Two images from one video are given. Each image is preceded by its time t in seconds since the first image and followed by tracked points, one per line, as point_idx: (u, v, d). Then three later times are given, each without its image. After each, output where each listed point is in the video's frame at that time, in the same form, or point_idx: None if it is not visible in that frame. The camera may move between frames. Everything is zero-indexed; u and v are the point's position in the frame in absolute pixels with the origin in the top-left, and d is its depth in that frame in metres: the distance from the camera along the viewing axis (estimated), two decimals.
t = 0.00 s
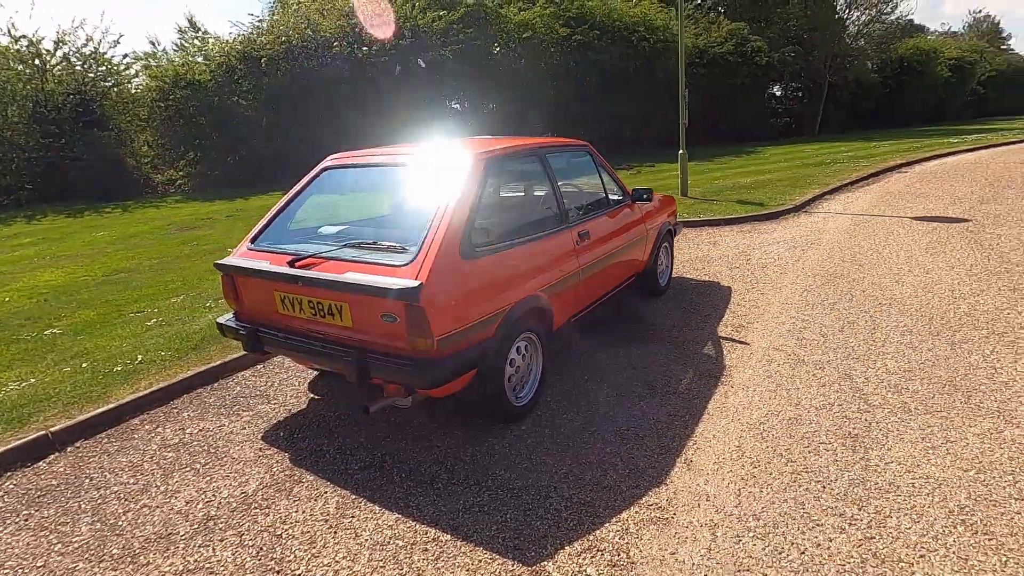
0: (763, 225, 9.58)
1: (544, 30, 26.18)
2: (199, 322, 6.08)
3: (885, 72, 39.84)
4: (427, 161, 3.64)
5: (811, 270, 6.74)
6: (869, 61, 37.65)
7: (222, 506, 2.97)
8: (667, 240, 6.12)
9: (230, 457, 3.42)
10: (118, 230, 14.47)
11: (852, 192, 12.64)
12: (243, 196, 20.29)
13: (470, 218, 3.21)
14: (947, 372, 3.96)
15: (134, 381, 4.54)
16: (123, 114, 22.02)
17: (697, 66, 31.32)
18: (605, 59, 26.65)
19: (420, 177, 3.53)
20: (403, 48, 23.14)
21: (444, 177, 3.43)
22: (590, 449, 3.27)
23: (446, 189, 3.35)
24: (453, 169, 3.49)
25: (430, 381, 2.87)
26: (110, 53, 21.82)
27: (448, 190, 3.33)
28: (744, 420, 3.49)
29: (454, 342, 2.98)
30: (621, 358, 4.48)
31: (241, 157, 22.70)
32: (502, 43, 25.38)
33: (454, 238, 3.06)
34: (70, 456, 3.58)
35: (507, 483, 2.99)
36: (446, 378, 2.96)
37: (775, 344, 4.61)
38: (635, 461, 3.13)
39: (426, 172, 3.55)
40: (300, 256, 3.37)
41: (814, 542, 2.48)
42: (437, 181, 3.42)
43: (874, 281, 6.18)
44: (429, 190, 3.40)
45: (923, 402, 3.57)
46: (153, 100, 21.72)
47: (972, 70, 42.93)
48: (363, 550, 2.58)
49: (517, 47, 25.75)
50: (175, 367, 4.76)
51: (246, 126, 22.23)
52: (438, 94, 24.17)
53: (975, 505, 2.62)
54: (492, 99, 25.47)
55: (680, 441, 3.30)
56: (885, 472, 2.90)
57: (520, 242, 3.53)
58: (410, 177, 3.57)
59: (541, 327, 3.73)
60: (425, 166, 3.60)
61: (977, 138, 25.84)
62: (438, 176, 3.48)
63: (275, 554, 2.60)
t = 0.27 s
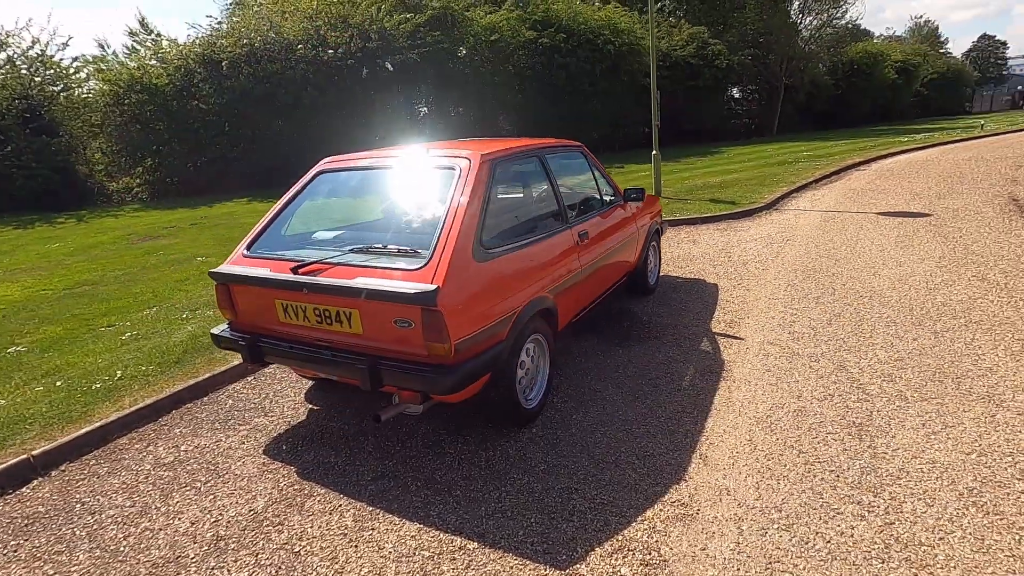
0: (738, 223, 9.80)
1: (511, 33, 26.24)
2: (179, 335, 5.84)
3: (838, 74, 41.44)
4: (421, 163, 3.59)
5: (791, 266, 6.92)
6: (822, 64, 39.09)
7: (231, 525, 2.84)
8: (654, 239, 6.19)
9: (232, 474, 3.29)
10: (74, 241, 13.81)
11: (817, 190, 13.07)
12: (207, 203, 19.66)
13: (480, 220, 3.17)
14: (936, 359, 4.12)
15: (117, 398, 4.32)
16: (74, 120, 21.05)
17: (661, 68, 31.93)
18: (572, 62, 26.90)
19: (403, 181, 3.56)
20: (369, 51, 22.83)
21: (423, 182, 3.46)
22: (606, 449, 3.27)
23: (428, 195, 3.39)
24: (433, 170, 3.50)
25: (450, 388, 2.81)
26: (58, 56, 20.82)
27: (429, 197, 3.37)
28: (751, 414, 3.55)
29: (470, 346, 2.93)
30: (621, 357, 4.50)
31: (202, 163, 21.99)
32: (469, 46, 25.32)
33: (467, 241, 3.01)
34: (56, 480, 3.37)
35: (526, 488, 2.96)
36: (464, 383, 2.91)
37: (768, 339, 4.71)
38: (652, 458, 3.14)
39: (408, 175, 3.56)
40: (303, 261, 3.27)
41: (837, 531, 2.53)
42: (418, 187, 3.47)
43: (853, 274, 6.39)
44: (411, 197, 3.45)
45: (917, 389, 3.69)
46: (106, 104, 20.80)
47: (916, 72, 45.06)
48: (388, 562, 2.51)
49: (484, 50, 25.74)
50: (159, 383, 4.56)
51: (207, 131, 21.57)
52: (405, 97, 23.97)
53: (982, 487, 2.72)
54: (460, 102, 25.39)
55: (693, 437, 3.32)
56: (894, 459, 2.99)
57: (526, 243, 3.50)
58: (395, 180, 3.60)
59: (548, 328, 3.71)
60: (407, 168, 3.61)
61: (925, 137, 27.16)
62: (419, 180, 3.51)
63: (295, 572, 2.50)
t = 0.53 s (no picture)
0: (716, 226, 10.08)
1: (482, 39, 26.34)
2: (165, 345, 5.64)
3: (795, 83, 43.04)
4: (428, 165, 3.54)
5: (773, 267, 7.16)
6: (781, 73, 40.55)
7: (255, 538, 2.77)
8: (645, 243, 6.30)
9: (247, 486, 3.20)
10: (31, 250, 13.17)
11: (786, 194, 13.55)
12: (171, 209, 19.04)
13: (502, 224, 3.17)
14: (922, 354, 4.34)
15: (110, 411, 4.15)
16: (27, 123, 20.12)
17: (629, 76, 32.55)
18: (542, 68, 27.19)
19: (386, 184, 3.58)
20: (339, 55, 22.59)
21: (402, 186, 3.50)
22: (625, 449, 3.31)
23: (407, 199, 3.43)
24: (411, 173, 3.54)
25: (478, 392, 2.80)
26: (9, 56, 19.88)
27: (407, 201, 3.42)
28: (759, 410, 3.66)
29: (496, 351, 2.93)
30: (626, 359, 4.56)
31: (166, 168, 21.31)
32: (440, 51, 25.32)
33: (491, 246, 3.01)
34: (56, 498, 3.22)
35: (553, 490, 2.98)
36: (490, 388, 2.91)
37: (763, 338, 4.87)
38: (673, 457, 3.20)
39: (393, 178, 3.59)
40: (318, 267, 3.21)
41: (861, 520, 2.64)
42: (395, 191, 3.50)
43: (833, 275, 6.65)
44: (391, 202, 3.47)
45: (911, 383, 3.88)
46: (62, 107, 19.93)
47: (868, 82, 47.21)
48: (425, 569, 2.49)
49: (455, 56, 25.78)
50: (152, 395, 4.39)
51: (170, 136, 20.94)
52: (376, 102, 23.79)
53: (988, 473, 2.88)
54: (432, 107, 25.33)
55: (708, 435, 3.40)
56: (902, 450, 3.13)
57: (540, 246, 3.52)
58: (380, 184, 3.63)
59: (561, 331, 3.73)
60: (391, 171, 3.65)
61: (879, 144, 28.46)
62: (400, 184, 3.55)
63: None
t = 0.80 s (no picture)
0: (709, 221, 10.26)
1: (465, 37, 26.30)
2: (172, 343, 5.52)
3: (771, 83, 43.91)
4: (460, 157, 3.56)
5: (772, 260, 7.33)
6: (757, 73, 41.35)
7: (305, 528, 2.76)
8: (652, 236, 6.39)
9: (287, 478, 3.18)
10: (8, 250, 12.76)
11: (772, 190, 13.85)
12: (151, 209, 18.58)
13: (540, 214, 3.20)
14: (930, 340, 4.50)
15: (130, 409, 4.07)
16: None
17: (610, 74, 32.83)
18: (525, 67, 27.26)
19: (392, 186, 3.60)
20: (322, 52, 22.32)
21: (403, 191, 3.53)
22: (660, 434, 3.38)
23: (398, 205, 3.48)
24: (406, 172, 3.62)
25: (526, 379, 2.83)
26: None
27: (405, 209, 3.45)
28: (784, 395, 3.77)
29: (540, 338, 2.97)
30: (645, 349, 4.63)
31: (143, 167, 20.78)
32: (424, 49, 25.20)
33: (533, 235, 3.04)
34: (87, 496, 3.15)
35: (596, 474, 3.03)
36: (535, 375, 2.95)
37: (775, 326, 5.00)
38: (708, 440, 3.28)
39: (383, 178, 3.66)
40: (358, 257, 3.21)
41: (899, 494, 2.74)
42: (395, 196, 3.51)
43: (831, 267, 6.85)
44: (394, 208, 3.49)
45: (922, 367, 4.03)
46: (33, 103, 19.17)
47: (839, 82, 48.43)
48: (484, 552, 2.51)
49: (438, 53, 25.69)
50: (170, 392, 4.30)
51: (148, 133, 20.44)
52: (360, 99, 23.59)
53: (1012, 448, 3.01)
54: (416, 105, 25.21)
55: (739, 419, 3.49)
56: (926, 429, 3.25)
57: (572, 237, 3.57)
58: (372, 186, 3.67)
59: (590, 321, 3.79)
60: (409, 171, 3.64)
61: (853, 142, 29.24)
62: (390, 186, 3.61)
63: (392, 568, 2.47)
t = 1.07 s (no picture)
0: (701, 221, 10.43)
1: (449, 37, 26.27)
2: (175, 347, 5.43)
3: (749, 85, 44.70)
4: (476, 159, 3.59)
5: (767, 259, 7.49)
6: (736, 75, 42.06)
7: (340, 529, 2.76)
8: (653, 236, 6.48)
9: (314, 480, 3.17)
10: None
11: (758, 190, 14.13)
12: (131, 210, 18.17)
13: (566, 214, 3.24)
14: (928, 335, 4.66)
15: (141, 414, 4.00)
16: None
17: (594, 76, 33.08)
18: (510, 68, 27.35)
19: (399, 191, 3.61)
20: (307, 52, 22.10)
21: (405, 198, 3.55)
22: (682, 430, 3.44)
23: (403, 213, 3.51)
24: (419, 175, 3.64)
25: (559, 378, 2.86)
26: None
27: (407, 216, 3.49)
28: (797, 390, 3.87)
29: (570, 337, 3.01)
30: (654, 347, 4.71)
31: (122, 168, 20.31)
32: (408, 49, 25.10)
33: (562, 234, 3.08)
34: (109, 502, 3.10)
35: (624, 470, 3.08)
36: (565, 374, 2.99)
37: (779, 324, 5.12)
38: (729, 435, 3.36)
39: (395, 181, 3.67)
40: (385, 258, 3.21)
41: (918, 483, 2.85)
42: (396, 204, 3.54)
43: (824, 265, 7.03)
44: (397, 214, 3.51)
45: (924, 361, 4.17)
46: (7, 101, 18.43)
47: (815, 85, 49.50)
48: (524, 548, 2.55)
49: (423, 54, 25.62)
50: (180, 396, 4.24)
51: (128, 133, 19.99)
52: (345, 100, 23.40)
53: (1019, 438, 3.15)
54: (401, 106, 25.09)
55: (757, 414, 3.58)
56: (936, 421, 3.38)
57: (592, 237, 3.62)
58: (381, 189, 3.67)
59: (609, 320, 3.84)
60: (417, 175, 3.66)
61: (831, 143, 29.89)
62: (397, 190, 3.63)
63: (434, 566, 2.48)
